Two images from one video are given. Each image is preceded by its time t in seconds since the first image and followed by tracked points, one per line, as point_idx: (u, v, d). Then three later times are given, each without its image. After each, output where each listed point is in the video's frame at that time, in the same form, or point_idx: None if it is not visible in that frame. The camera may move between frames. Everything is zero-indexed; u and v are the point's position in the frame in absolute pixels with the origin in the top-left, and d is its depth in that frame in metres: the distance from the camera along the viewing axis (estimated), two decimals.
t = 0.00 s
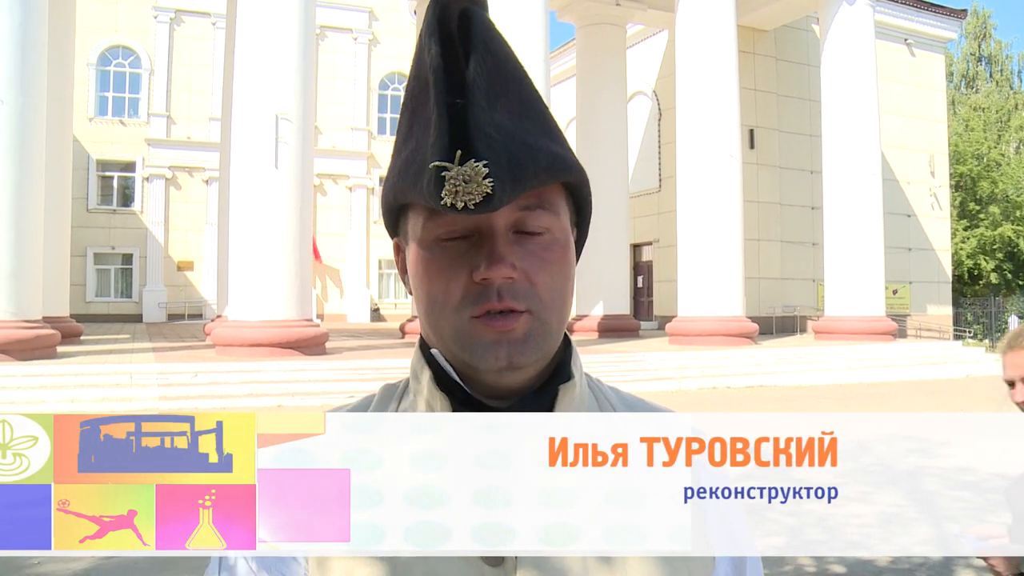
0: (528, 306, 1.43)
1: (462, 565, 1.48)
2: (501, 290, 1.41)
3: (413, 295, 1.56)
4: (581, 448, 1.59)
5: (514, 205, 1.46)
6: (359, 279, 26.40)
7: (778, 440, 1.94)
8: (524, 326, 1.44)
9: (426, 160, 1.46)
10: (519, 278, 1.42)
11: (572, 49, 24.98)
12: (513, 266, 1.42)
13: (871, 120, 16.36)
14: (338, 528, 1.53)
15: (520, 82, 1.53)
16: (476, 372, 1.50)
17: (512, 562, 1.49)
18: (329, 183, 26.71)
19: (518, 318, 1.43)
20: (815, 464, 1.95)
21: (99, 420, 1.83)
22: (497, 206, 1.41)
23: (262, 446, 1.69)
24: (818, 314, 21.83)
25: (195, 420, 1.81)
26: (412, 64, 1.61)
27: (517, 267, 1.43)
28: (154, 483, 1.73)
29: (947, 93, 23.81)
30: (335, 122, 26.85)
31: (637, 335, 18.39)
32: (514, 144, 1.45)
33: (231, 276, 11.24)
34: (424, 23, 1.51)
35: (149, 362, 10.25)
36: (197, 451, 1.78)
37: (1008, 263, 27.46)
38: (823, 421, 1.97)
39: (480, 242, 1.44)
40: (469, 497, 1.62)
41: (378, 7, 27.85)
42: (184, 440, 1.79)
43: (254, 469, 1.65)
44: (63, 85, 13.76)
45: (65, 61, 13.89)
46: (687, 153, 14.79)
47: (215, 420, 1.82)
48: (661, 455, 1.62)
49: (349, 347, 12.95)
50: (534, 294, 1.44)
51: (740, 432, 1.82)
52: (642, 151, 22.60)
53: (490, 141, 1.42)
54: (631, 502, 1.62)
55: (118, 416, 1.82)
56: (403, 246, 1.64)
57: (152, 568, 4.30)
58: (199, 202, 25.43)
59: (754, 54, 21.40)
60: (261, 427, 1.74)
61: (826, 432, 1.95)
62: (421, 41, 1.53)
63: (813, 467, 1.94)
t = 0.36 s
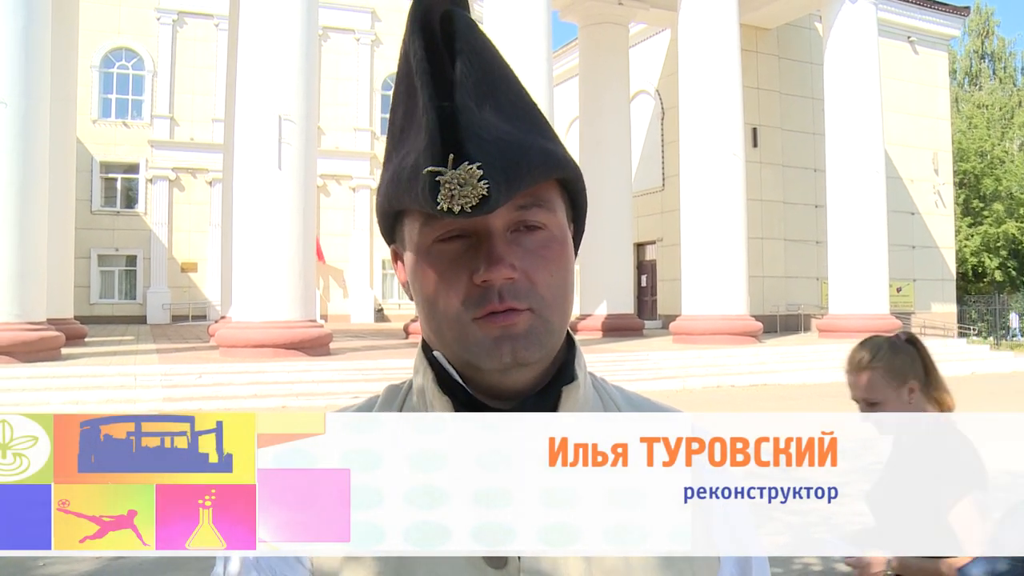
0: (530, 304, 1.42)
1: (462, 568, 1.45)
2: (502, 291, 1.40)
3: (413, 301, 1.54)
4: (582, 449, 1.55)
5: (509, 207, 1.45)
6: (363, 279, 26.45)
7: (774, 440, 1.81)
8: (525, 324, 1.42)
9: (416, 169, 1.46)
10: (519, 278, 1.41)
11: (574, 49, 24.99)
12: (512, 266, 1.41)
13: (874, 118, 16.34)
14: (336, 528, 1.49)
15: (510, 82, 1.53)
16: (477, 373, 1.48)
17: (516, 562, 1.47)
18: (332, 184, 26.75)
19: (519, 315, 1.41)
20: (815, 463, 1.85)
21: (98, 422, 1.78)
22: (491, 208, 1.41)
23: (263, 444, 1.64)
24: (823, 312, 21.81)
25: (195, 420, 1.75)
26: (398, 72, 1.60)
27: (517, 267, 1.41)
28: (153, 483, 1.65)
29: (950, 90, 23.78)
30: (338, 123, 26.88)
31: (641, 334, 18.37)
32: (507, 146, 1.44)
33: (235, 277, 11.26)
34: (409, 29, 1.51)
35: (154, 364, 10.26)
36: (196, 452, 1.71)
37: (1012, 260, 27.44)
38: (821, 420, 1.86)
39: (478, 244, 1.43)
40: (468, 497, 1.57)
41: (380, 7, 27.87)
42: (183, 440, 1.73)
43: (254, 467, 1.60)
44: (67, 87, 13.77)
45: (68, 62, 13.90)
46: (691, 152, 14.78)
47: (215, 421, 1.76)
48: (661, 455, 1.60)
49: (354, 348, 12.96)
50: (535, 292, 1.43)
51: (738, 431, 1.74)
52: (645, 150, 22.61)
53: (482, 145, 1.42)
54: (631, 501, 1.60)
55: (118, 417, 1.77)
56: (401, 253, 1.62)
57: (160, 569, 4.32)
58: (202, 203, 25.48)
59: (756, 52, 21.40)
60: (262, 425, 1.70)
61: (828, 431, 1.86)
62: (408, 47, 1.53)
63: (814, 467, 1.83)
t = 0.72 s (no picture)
0: (547, 308, 1.47)
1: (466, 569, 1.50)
2: (523, 293, 1.43)
3: (426, 301, 1.54)
4: (582, 450, 1.53)
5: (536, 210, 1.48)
6: (362, 280, 26.48)
7: (772, 439, 1.56)
8: (543, 330, 1.47)
9: (461, 163, 1.43)
10: (539, 282, 1.45)
11: (573, 50, 25.00)
12: (533, 271, 1.44)
13: (874, 119, 16.35)
14: (338, 527, 1.51)
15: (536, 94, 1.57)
16: (489, 373, 1.50)
17: (517, 564, 1.51)
18: (332, 184, 26.72)
19: (536, 321, 1.47)
20: (815, 465, 1.56)
21: (98, 420, 1.54)
22: (539, 210, 1.42)
23: (264, 446, 1.55)
24: (822, 312, 21.81)
25: (194, 417, 1.58)
26: (422, 69, 1.59)
27: (537, 272, 1.45)
28: (152, 484, 1.53)
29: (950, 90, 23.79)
30: (338, 123, 26.88)
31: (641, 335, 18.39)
32: (550, 150, 1.46)
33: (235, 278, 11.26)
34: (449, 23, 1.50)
35: (154, 364, 10.27)
36: (197, 453, 1.56)
37: (1012, 261, 27.47)
38: (822, 418, 1.56)
39: (503, 245, 1.44)
40: (469, 496, 1.51)
41: (380, 8, 27.86)
42: (184, 440, 1.55)
43: (255, 467, 1.54)
44: (66, 87, 13.77)
45: (67, 63, 13.90)
46: (690, 152, 14.78)
47: (216, 419, 1.58)
48: (661, 454, 1.56)
49: (353, 349, 12.98)
50: (552, 297, 1.47)
51: (735, 430, 1.56)
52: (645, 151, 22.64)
53: (534, 144, 1.41)
54: (631, 501, 1.54)
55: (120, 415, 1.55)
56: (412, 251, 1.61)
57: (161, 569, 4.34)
58: (202, 204, 25.47)
59: (756, 53, 21.41)
60: (264, 426, 1.56)
61: (828, 432, 1.55)
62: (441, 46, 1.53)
63: (814, 471, 1.55)
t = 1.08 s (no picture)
0: (592, 312, 1.39)
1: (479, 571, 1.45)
2: (576, 296, 1.36)
3: (468, 293, 1.41)
4: (582, 449, 1.43)
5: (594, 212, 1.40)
6: (364, 280, 26.54)
7: (772, 438, 1.46)
8: (584, 334, 1.40)
9: (560, 152, 1.33)
10: (589, 285, 1.38)
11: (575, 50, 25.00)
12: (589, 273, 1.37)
13: (875, 118, 16.33)
14: (337, 528, 1.41)
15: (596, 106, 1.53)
16: (526, 374, 1.41)
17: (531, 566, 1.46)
18: (333, 184, 26.62)
19: (579, 324, 1.38)
20: (815, 465, 1.46)
21: (99, 419, 1.40)
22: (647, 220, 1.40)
23: (265, 446, 1.43)
24: (824, 311, 21.80)
25: (195, 416, 1.45)
26: (493, 45, 1.44)
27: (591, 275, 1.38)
28: (153, 485, 1.40)
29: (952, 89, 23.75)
30: (340, 123, 26.88)
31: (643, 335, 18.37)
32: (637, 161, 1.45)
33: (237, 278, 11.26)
34: (546, 11, 1.39)
35: (156, 365, 10.27)
36: (196, 453, 1.43)
37: (1014, 259, 27.47)
38: (821, 418, 1.46)
39: (564, 244, 1.37)
40: (468, 496, 1.42)
41: (381, 8, 27.85)
42: (185, 440, 1.42)
43: (257, 467, 1.43)
44: (68, 88, 13.81)
45: (69, 65, 13.95)
46: (691, 151, 14.76)
47: (217, 418, 1.45)
48: (661, 455, 1.46)
49: (355, 349, 12.98)
50: (599, 300, 1.40)
51: (735, 429, 1.45)
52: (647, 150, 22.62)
53: (637, 156, 1.42)
54: (630, 501, 1.44)
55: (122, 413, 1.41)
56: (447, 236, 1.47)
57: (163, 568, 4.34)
58: (204, 205, 25.51)
59: (757, 52, 21.41)
60: (265, 426, 1.44)
61: (828, 432, 1.45)
62: (536, 30, 1.39)
63: (814, 471, 1.45)
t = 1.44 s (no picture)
0: (604, 319, 1.36)
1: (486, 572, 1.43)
2: (588, 299, 1.33)
3: (479, 295, 1.38)
4: (582, 449, 1.42)
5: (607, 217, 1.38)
6: (362, 281, 26.54)
7: (772, 438, 1.44)
8: (596, 341, 1.37)
9: (576, 155, 1.31)
10: (602, 291, 1.35)
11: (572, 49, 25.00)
12: (601, 278, 1.35)
13: (873, 116, 16.34)
14: (337, 529, 1.40)
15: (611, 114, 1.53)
16: (535, 379, 1.38)
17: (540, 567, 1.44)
18: (331, 185, 26.70)
19: (593, 329, 1.36)
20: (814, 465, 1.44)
21: (99, 420, 1.39)
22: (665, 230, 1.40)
23: (265, 447, 1.42)
24: (822, 309, 21.81)
25: (194, 417, 1.44)
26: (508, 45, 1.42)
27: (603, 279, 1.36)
28: (153, 485, 1.40)
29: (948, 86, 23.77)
30: (337, 124, 26.87)
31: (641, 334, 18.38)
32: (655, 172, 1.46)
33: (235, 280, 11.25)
34: (568, 14, 1.38)
35: (155, 367, 10.26)
36: (196, 453, 1.42)
37: (1011, 256, 27.50)
38: (821, 417, 1.44)
39: (576, 249, 1.34)
40: (468, 496, 1.40)
41: (377, 8, 27.83)
42: (185, 440, 1.41)
43: (257, 468, 1.41)
44: (65, 91, 13.78)
45: (66, 67, 13.94)
46: (689, 150, 14.77)
47: (217, 419, 1.44)
48: (661, 454, 1.45)
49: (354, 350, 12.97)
50: (610, 307, 1.37)
51: (734, 428, 1.44)
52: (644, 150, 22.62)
53: (649, 165, 1.42)
54: (630, 501, 1.43)
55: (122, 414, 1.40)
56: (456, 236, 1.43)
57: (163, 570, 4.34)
58: (202, 207, 25.49)
59: (754, 50, 21.43)
60: (265, 426, 1.43)
61: (828, 432, 1.43)
62: (556, 32, 1.38)
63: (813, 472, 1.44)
